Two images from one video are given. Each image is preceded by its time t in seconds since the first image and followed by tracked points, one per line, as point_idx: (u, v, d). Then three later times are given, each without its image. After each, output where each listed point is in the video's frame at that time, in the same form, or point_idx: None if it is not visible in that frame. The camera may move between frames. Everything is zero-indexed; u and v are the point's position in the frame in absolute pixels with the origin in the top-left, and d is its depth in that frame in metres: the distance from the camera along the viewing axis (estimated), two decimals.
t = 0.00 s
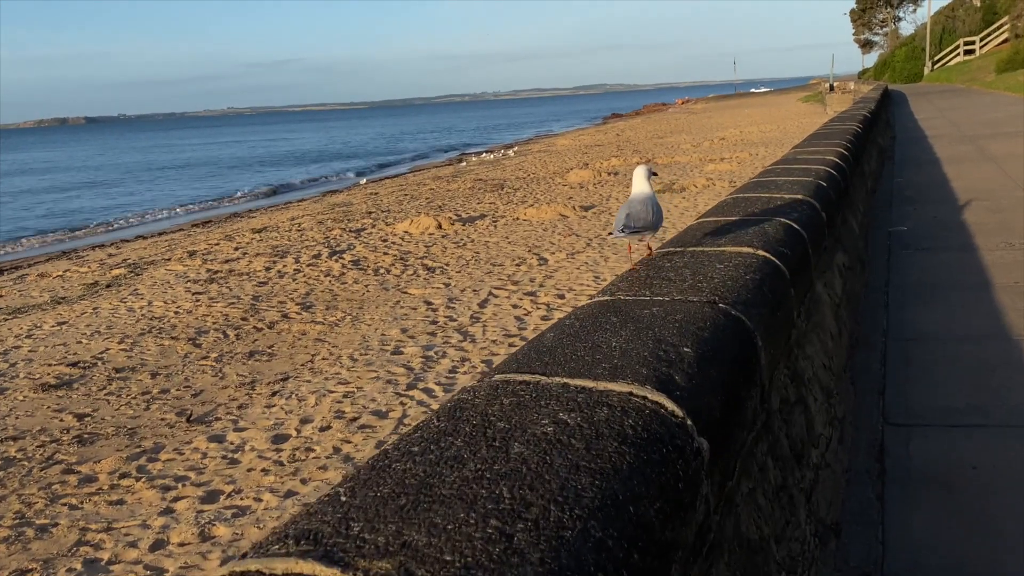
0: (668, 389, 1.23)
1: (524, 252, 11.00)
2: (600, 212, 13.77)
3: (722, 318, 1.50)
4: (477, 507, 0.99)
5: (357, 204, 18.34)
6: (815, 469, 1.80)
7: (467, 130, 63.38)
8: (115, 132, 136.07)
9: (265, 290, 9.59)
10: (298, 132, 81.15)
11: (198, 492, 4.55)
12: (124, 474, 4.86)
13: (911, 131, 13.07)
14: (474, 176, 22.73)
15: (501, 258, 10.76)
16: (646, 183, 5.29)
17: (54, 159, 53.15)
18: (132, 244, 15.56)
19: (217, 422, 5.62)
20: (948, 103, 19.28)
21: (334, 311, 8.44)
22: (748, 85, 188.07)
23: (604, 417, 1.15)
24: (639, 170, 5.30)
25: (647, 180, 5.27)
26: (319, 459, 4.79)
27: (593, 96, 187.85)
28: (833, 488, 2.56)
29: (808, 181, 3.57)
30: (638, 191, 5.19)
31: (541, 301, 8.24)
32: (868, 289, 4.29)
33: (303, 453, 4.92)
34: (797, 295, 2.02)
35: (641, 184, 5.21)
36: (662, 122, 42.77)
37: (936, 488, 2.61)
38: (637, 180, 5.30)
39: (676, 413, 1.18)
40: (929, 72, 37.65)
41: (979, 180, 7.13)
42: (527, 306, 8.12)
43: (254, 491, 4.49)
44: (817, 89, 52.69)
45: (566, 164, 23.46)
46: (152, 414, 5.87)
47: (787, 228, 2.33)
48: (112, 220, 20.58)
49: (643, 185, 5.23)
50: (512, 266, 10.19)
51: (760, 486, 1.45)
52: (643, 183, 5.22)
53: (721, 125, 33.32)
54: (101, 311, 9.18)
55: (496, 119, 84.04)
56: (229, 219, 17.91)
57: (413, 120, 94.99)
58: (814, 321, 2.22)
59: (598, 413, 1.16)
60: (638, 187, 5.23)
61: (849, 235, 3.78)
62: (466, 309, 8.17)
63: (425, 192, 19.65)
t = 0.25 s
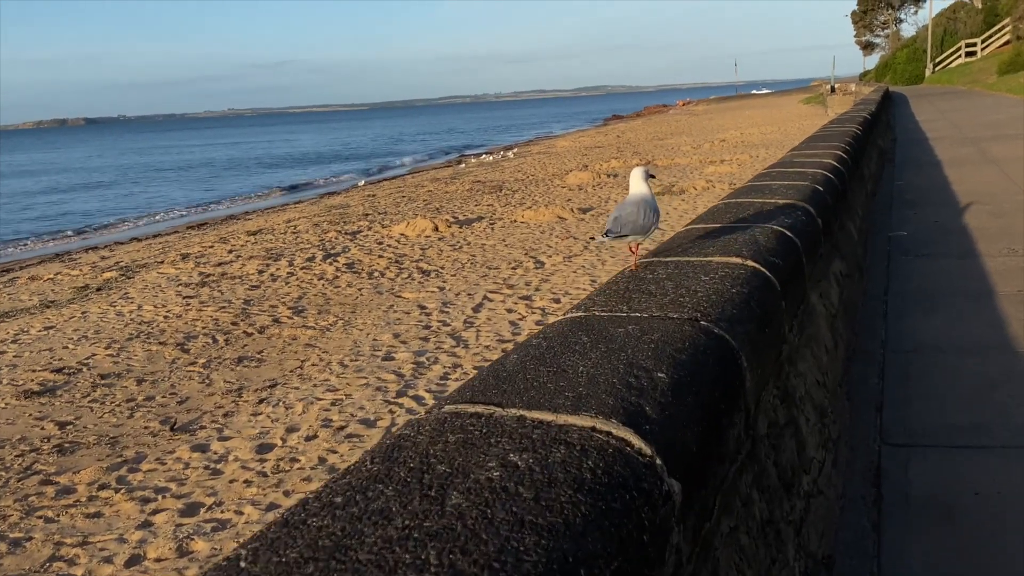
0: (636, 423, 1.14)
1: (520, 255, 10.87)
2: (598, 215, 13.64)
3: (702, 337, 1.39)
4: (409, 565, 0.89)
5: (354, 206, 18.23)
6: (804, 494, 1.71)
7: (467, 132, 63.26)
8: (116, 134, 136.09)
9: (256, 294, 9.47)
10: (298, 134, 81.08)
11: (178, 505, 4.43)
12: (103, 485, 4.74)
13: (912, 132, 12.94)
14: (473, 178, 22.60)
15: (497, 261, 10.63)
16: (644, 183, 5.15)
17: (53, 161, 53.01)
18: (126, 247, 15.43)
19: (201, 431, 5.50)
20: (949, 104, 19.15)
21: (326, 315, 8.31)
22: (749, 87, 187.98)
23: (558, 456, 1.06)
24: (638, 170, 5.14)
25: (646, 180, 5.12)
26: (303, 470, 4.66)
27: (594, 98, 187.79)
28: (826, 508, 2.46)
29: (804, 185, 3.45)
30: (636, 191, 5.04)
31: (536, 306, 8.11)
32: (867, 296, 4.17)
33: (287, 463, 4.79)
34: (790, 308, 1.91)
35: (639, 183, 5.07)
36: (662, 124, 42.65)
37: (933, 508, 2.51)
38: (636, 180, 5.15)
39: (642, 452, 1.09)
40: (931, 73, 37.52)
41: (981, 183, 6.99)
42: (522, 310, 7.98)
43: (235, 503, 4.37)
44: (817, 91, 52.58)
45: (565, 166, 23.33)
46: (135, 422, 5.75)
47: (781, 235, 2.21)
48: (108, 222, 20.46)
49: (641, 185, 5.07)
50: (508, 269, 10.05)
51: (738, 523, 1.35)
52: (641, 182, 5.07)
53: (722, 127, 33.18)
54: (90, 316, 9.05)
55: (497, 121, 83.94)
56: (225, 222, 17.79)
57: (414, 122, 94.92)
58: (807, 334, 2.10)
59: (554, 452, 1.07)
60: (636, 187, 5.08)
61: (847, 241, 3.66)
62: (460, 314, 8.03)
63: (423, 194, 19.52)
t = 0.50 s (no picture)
0: (604, 461, 1.06)
1: (515, 258, 10.74)
2: (594, 217, 13.52)
3: (683, 357, 1.31)
4: None
5: (349, 208, 18.09)
6: (795, 519, 1.62)
7: (465, 134, 63.14)
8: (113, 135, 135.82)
9: (246, 298, 9.35)
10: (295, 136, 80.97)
11: (157, 517, 4.30)
12: (81, 496, 4.61)
13: (911, 134, 12.83)
14: (469, 180, 22.48)
15: (491, 264, 10.50)
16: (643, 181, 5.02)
17: (49, 162, 52.84)
18: (118, 250, 15.29)
19: (184, 439, 5.38)
20: (947, 107, 19.07)
21: (316, 320, 8.18)
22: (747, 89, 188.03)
23: (512, 500, 0.98)
24: (637, 167, 5.00)
25: (644, 178, 5.00)
26: (287, 481, 4.54)
27: (593, 100, 187.81)
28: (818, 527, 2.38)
29: (799, 188, 3.33)
30: (635, 189, 4.91)
31: (530, 310, 7.98)
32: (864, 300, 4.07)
33: (271, 473, 4.67)
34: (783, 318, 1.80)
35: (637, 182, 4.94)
36: (660, 126, 42.56)
37: (930, 526, 2.43)
38: (634, 178, 5.03)
39: (608, 493, 1.01)
40: (928, 75, 37.46)
41: (981, 186, 6.88)
42: (515, 315, 7.85)
43: (216, 515, 4.24)
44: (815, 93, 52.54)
45: (562, 168, 23.21)
46: (118, 430, 5.63)
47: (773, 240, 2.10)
48: (101, 224, 20.31)
49: (640, 183, 4.94)
50: (503, 273, 9.92)
51: (719, 560, 1.26)
52: (641, 180, 4.94)
53: (719, 129, 33.11)
54: (76, 320, 8.92)
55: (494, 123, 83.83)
56: (219, 224, 17.66)
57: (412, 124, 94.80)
58: (802, 347, 2.00)
59: (510, 496, 0.99)
60: (635, 185, 4.95)
61: (844, 245, 3.56)
62: (452, 318, 7.90)
63: (419, 196, 19.39)
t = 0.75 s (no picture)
0: (576, 517, 0.96)
1: (508, 260, 10.63)
2: (587, 219, 13.42)
3: (670, 386, 1.23)
4: None
5: (342, 210, 17.97)
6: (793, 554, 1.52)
7: (459, 134, 63.04)
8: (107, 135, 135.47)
9: (235, 301, 9.23)
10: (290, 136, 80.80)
11: (136, 529, 4.18)
12: (60, 507, 4.50)
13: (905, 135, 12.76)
14: (463, 181, 22.38)
15: (483, 266, 10.39)
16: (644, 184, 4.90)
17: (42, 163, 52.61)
18: (107, 252, 15.16)
19: (168, 447, 5.26)
20: (941, 107, 19.03)
21: (306, 323, 8.07)
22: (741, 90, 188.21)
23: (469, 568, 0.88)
24: (638, 168, 4.92)
25: (645, 180, 4.91)
26: (270, 491, 4.42)
27: (588, 100, 187.80)
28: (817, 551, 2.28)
29: (793, 192, 3.22)
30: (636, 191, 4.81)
31: (522, 313, 7.86)
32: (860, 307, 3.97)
33: (255, 484, 4.55)
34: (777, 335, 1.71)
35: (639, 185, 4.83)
36: (654, 126, 42.52)
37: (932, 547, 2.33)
38: (635, 178, 4.94)
39: (582, 555, 0.91)
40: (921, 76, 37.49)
41: (979, 187, 6.77)
42: (507, 318, 7.73)
43: (197, 527, 4.13)
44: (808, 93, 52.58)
45: (556, 169, 23.12)
46: (100, 438, 5.51)
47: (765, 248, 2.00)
48: (91, 226, 20.17)
49: (641, 185, 4.85)
50: (495, 275, 9.80)
51: None
52: (642, 182, 4.85)
53: (713, 129, 33.06)
54: (63, 324, 8.80)
55: (489, 123, 83.73)
56: (210, 225, 17.52)
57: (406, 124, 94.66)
58: (798, 364, 1.90)
59: (464, 567, 0.88)
60: (635, 186, 4.87)
61: (840, 251, 3.46)
62: (443, 321, 7.78)
63: (412, 197, 19.28)
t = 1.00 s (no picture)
0: None
1: (498, 262, 10.52)
2: (579, 220, 13.32)
3: (651, 420, 1.14)
4: None
5: (333, 211, 17.84)
6: None
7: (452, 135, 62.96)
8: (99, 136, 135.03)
9: (222, 305, 9.10)
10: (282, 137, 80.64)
11: (113, 543, 4.07)
12: (35, 520, 4.37)
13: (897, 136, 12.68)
14: (455, 182, 22.28)
15: (474, 268, 10.27)
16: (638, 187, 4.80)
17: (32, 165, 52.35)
18: (95, 255, 15.02)
19: (149, 456, 5.14)
20: (933, 108, 19.00)
21: (293, 328, 7.94)
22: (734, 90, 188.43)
23: None
24: (633, 172, 4.84)
25: (640, 183, 4.82)
26: (252, 503, 4.31)
27: (581, 101, 187.77)
28: None
29: (785, 197, 3.11)
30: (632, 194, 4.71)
31: (511, 317, 7.70)
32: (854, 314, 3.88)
33: (236, 496, 4.43)
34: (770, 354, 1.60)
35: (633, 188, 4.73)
36: (646, 127, 42.48)
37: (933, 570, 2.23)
38: (630, 182, 4.86)
39: None
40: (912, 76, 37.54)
41: (972, 189, 6.68)
42: (496, 321, 7.61)
43: (175, 540, 4.02)
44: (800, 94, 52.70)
45: (548, 171, 23.03)
46: (80, 447, 5.38)
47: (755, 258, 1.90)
48: (80, 228, 20.02)
49: (636, 188, 4.76)
50: (485, 277, 9.67)
51: None
52: (637, 186, 4.76)
53: (706, 130, 33.01)
54: (46, 329, 8.67)
55: (482, 124, 83.62)
56: (200, 228, 17.40)
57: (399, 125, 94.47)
58: (790, 382, 1.80)
59: None
60: (630, 190, 4.79)
61: (834, 257, 3.36)
62: (432, 325, 7.66)
63: (403, 198, 19.18)
